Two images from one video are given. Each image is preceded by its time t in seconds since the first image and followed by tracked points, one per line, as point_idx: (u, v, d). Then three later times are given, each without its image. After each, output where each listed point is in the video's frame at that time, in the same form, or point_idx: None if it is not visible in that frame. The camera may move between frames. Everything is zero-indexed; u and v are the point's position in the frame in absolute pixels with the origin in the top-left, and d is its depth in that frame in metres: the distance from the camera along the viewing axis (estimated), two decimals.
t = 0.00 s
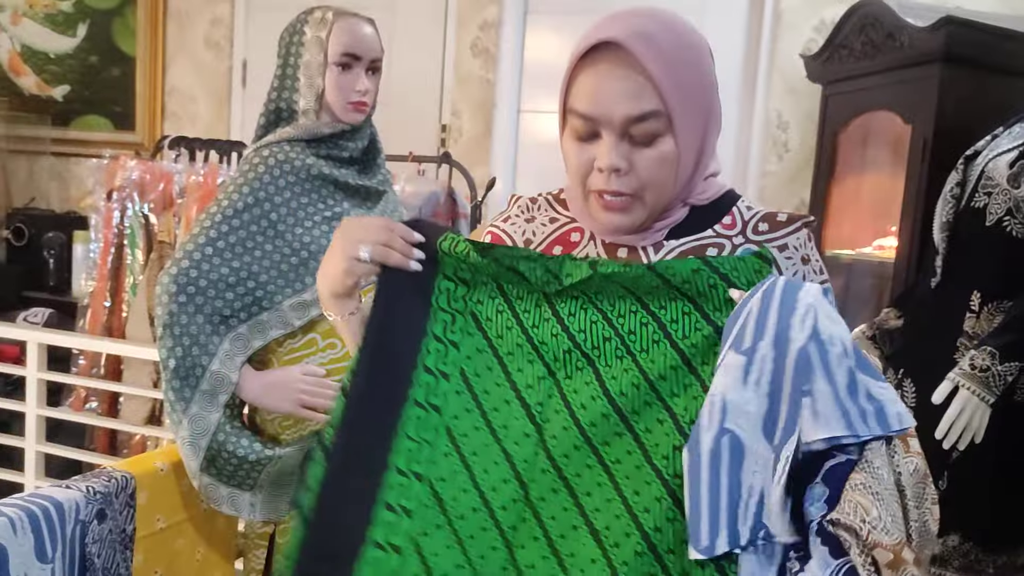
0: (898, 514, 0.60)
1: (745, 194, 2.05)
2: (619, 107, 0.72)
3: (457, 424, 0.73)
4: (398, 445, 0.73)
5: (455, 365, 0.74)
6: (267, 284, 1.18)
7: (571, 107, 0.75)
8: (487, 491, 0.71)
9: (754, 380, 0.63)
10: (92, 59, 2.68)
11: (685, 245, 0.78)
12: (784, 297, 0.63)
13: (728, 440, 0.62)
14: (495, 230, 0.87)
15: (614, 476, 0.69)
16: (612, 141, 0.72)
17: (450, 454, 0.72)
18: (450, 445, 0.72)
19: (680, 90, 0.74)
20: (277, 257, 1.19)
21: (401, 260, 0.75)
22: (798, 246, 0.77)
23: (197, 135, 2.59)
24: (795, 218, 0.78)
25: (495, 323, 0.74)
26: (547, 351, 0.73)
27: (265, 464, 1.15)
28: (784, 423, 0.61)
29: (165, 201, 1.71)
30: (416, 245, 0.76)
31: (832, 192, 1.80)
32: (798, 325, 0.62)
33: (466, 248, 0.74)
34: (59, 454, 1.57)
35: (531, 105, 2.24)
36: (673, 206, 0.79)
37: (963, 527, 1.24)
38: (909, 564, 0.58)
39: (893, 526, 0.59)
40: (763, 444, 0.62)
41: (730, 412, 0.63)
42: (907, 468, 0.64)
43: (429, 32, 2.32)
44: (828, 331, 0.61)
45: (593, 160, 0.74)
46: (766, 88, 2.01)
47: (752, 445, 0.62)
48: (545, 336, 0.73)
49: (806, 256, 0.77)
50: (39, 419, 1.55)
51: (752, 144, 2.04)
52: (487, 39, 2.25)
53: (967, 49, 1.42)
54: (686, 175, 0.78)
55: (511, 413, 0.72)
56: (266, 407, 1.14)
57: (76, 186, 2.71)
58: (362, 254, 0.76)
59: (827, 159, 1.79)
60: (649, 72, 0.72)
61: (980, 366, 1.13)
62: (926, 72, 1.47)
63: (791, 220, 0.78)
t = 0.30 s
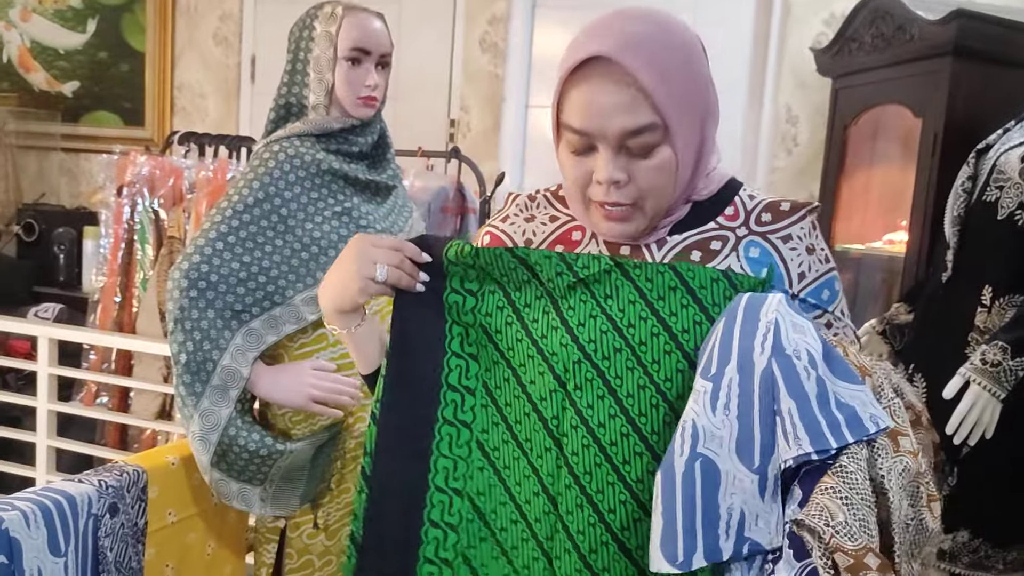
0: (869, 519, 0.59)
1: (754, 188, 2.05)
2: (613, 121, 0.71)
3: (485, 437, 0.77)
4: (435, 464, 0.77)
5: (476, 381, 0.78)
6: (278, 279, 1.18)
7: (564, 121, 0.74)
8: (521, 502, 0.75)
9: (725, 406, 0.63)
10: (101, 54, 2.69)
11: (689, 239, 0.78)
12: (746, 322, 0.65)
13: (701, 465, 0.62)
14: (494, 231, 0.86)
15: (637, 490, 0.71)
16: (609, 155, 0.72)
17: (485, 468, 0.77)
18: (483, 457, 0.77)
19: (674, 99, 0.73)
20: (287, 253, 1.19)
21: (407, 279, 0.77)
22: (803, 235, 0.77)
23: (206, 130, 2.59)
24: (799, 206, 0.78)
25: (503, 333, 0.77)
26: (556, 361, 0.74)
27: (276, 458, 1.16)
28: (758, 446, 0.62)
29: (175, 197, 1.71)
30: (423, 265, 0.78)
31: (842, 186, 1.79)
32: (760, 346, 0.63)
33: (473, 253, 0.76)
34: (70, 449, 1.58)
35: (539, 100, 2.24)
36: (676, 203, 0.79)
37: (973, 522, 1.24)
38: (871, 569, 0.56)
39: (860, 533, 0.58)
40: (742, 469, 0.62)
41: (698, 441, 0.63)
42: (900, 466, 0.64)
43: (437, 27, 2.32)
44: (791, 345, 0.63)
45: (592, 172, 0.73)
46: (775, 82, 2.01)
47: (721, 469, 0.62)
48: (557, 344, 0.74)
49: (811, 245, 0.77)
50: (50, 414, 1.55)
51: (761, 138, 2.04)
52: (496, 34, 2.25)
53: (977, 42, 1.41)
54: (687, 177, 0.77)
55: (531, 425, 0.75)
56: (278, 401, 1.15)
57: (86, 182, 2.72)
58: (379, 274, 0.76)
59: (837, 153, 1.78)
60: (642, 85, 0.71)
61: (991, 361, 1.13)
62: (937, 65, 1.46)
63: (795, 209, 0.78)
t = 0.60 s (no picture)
0: (890, 517, 0.60)
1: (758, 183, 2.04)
2: (605, 130, 0.69)
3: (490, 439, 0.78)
4: (444, 467, 0.79)
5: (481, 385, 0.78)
6: (281, 277, 1.18)
7: (557, 131, 0.72)
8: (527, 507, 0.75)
9: (737, 409, 0.62)
10: (104, 52, 2.69)
11: (689, 237, 0.77)
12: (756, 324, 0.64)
13: (713, 470, 0.61)
14: (487, 233, 0.86)
15: (643, 493, 0.71)
16: (603, 164, 0.70)
17: (491, 470, 0.78)
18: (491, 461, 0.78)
19: (666, 105, 0.72)
20: (290, 250, 1.19)
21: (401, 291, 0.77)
22: (802, 229, 0.78)
23: (209, 128, 2.59)
24: (795, 198, 0.79)
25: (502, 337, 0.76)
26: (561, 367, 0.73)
27: (282, 455, 1.16)
28: (771, 450, 0.62)
29: (178, 195, 1.71)
30: (416, 273, 0.78)
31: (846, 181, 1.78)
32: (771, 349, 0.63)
33: (475, 254, 0.76)
34: (74, 447, 1.58)
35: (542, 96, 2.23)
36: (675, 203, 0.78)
37: (979, 517, 1.23)
38: (895, 569, 0.57)
39: (884, 532, 0.59)
40: (754, 472, 0.62)
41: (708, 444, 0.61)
42: (904, 460, 0.64)
43: (440, 23, 2.32)
44: (803, 348, 0.62)
45: (586, 180, 0.72)
46: (780, 76, 2.00)
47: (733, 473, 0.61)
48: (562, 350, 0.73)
49: (810, 239, 0.78)
50: (55, 412, 1.55)
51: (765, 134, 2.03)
52: (498, 30, 2.24)
53: (982, 36, 1.40)
54: (683, 183, 0.76)
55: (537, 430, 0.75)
56: (281, 398, 1.15)
57: (89, 180, 2.72)
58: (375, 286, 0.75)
59: (841, 148, 1.77)
60: (633, 91, 0.69)
61: (997, 356, 1.13)
62: (941, 60, 1.45)
63: (792, 203, 0.78)
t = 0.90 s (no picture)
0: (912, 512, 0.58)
1: (756, 179, 2.04)
2: (607, 100, 0.69)
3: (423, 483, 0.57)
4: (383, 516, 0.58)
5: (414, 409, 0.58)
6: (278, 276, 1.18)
7: (559, 103, 0.71)
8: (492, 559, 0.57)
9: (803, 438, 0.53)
10: (101, 51, 2.69)
11: (689, 228, 0.77)
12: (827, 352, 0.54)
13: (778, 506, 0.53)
14: (486, 222, 0.84)
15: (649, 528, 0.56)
16: (605, 134, 0.69)
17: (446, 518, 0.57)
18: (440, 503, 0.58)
19: (667, 80, 0.72)
20: (288, 250, 1.19)
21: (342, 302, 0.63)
22: (800, 224, 0.77)
23: (207, 127, 2.59)
24: (792, 196, 0.78)
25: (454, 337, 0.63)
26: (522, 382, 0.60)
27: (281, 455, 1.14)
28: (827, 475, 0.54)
29: (175, 194, 1.71)
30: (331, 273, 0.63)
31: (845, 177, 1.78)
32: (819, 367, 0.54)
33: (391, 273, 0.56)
34: (73, 447, 1.58)
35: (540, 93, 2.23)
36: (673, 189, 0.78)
37: (978, 513, 1.24)
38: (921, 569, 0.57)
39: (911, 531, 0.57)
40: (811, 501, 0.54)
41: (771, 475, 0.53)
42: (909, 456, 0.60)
43: (438, 21, 2.32)
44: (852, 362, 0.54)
45: (587, 153, 0.71)
46: (778, 74, 2.01)
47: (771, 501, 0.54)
48: (553, 354, 0.55)
49: (808, 234, 0.77)
50: (53, 412, 1.55)
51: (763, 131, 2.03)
52: (496, 27, 2.24)
53: (979, 32, 1.40)
54: (682, 161, 0.76)
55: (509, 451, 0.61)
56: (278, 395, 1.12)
57: (87, 179, 2.72)
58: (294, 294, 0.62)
59: (839, 145, 1.77)
60: (635, 63, 0.69)
61: (995, 353, 1.13)
62: (939, 57, 1.45)
63: (790, 199, 0.78)
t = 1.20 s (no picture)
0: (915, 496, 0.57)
1: (752, 175, 2.04)
2: (607, 55, 0.66)
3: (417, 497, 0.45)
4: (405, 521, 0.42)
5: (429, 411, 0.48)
6: (271, 272, 1.18)
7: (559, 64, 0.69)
8: None
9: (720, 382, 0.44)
10: (95, 48, 2.68)
11: (686, 216, 0.73)
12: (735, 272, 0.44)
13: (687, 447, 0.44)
14: (492, 206, 0.76)
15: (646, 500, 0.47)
16: (607, 90, 0.66)
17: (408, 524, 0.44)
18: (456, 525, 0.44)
19: (667, 43, 0.69)
20: (281, 245, 1.19)
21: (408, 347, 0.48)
22: (792, 216, 0.75)
23: (201, 123, 2.58)
24: (786, 192, 0.77)
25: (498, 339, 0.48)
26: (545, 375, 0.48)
27: (277, 452, 1.15)
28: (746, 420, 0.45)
29: (170, 190, 1.71)
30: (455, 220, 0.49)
31: (839, 173, 1.78)
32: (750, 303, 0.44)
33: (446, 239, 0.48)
34: (68, 444, 1.58)
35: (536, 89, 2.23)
36: (670, 170, 0.74)
37: (972, 507, 1.24)
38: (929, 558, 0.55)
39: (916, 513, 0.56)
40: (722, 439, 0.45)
41: (630, 417, 0.43)
42: (908, 439, 0.59)
43: (434, 17, 2.31)
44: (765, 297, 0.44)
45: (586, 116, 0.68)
46: (773, 69, 2.00)
47: (638, 452, 0.44)
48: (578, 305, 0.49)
49: (801, 226, 0.75)
50: (48, 410, 1.55)
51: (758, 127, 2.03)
52: (491, 23, 2.24)
53: (975, 26, 1.40)
54: (681, 128, 0.73)
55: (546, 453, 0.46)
56: (273, 393, 1.16)
57: (82, 176, 2.72)
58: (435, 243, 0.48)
59: (835, 140, 1.77)
60: (636, 22, 0.67)
61: (990, 347, 1.13)
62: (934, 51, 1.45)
63: (783, 193, 0.76)
